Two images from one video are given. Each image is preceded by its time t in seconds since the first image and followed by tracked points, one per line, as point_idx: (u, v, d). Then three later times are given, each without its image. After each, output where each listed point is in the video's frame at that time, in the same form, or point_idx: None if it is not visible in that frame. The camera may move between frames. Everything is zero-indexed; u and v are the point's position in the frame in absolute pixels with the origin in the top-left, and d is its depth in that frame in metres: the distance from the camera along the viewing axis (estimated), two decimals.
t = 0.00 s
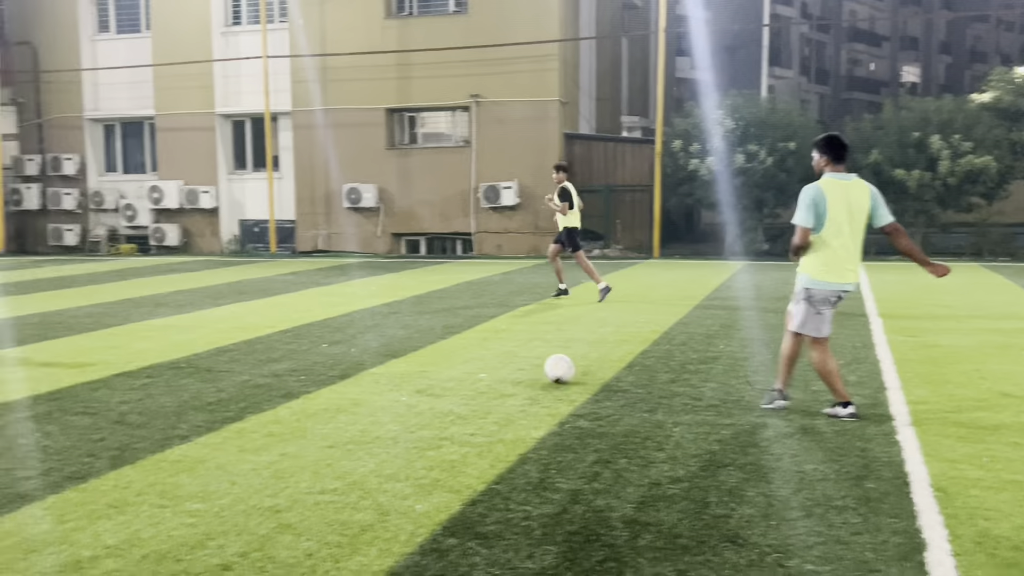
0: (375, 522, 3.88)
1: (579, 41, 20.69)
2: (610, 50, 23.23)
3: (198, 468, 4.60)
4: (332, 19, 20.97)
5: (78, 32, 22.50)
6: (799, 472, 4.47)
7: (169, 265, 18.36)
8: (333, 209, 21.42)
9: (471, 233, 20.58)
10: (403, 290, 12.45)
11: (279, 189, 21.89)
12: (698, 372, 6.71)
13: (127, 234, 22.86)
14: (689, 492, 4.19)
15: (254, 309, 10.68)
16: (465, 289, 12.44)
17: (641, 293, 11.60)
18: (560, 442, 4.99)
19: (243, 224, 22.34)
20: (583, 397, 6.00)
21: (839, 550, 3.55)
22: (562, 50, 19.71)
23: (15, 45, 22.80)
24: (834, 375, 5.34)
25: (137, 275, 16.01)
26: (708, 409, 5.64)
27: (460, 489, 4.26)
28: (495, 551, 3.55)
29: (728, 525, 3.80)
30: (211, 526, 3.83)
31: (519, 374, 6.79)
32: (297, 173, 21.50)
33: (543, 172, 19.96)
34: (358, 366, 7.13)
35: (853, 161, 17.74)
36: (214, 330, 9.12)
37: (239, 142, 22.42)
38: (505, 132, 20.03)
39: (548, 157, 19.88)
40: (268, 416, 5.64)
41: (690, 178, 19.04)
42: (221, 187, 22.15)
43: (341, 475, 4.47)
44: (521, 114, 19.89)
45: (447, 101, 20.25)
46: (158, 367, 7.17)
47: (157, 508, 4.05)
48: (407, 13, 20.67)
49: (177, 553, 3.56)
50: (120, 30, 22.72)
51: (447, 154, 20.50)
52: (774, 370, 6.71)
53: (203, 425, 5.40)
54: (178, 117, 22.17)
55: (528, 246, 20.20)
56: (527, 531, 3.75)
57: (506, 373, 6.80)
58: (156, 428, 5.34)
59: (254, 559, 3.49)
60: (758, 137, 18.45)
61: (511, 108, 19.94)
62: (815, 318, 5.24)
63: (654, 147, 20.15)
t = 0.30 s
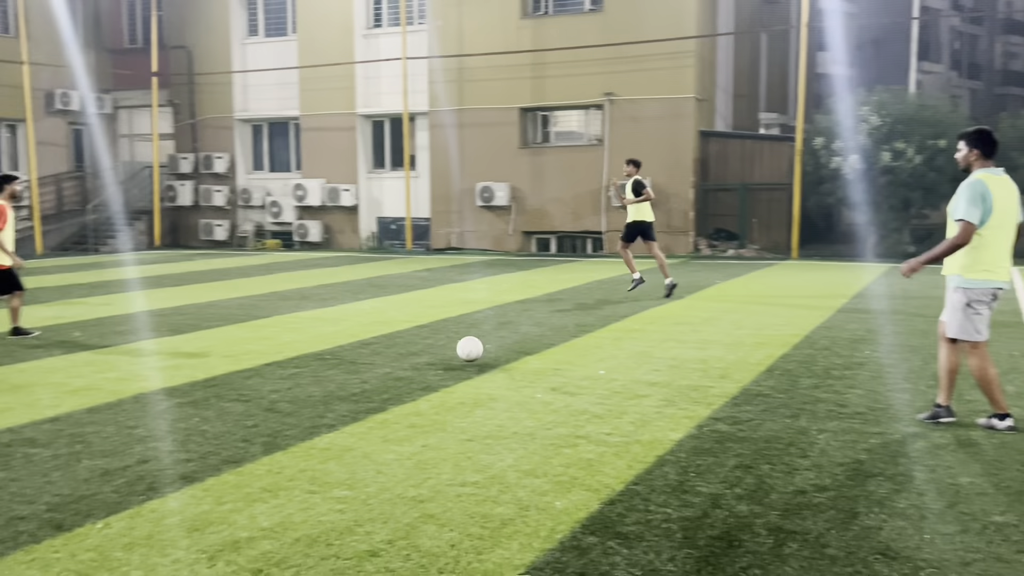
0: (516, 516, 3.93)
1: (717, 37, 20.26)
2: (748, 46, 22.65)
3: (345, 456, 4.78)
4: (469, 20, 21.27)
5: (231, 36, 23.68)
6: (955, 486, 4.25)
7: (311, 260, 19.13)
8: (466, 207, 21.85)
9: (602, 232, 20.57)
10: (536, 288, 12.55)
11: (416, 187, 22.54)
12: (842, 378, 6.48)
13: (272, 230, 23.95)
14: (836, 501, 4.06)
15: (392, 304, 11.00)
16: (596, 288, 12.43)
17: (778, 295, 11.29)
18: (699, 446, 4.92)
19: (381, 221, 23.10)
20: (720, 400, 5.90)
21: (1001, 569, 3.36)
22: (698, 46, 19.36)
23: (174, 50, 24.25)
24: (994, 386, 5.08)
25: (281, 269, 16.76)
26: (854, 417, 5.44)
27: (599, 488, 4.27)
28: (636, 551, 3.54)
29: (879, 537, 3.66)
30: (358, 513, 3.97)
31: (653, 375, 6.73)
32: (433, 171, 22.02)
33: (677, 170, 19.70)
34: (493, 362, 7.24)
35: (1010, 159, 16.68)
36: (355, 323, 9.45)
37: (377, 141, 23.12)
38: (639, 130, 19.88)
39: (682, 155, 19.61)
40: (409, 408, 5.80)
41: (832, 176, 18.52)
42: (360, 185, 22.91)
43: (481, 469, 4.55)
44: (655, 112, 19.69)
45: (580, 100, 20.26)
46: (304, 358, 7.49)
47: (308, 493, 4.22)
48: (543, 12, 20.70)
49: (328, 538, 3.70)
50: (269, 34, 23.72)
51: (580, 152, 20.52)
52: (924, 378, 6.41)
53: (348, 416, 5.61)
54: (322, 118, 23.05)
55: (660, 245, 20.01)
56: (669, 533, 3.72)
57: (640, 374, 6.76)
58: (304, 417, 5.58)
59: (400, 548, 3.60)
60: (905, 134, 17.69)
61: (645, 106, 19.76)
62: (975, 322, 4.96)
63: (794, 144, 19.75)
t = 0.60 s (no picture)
0: (646, 517, 3.90)
1: (858, 30, 19.48)
2: (892, 38, 21.66)
3: (475, 449, 4.86)
4: (599, 17, 21.18)
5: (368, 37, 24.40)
6: None
7: (440, 256, 19.53)
8: (594, 205, 21.80)
9: (732, 231, 20.13)
10: (663, 287, 12.41)
11: (544, 185, 22.70)
12: (994, 388, 6.12)
13: (403, 225, 24.58)
14: (986, 516, 3.84)
15: (519, 300, 11.10)
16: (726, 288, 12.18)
17: (921, 299, 10.76)
18: (837, 453, 4.75)
19: (508, 218, 23.36)
20: (859, 407, 5.68)
21: None
22: (839, 40, 18.66)
23: (313, 50, 25.22)
24: None
25: (410, 264, 17.17)
26: (1006, 429, 5.13)
27: (732, 492, 4.19)
28: (772, 558, 3.45)
29: None
30: (489, 505, 4.02)
31: (788, 378, 6.54)
32: (562, 169, 22.09)
33: (813, 167, 19.07)
34: (621, 361, 7.20)
35: None
36: (484, 318, 9.59)
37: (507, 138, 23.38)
38: (773, 127, 19.36)
39: (819, 152, 18.96)
40: (537, 403, 5.84)
41: (980, 175, 18.00)
42: (489, 182, 23.22)
43: (610, 467, 4.54)
44: (791, 108, 19.13)
45: (713, 96, 19.87)
46: (435, 351, 7.67)
47: (441, 483, 4.31)
48: (676, 8, 20.45)
49: (460, 528, 3.77)
50: (403, 34, 24.29)
51: (711, 149, 20.14)
52: None
53: (478, 408, 5.70)
54: (453, 116, 23.48)
55: (793, 245, 19.41)
56: (805, 541, 3.61)
57: (774, 377, 6.59)
58: (436, 408, 5.70)
59: (531, 542, 3.62)
60: None
61: (781, 102, 19.22)
62: None
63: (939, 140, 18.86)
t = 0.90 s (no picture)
0: (748, 522, 3.81)
1: (981, 21, 18.59)
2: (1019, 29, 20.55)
3: (574, 446, 4.85)
4: (706, 11, 20.83)
5: (473, 34, 24.60)
6: None
7: (539, 253, 19.60)
8: (697, 202, 21.45)
9: (842, 230, 19.51)
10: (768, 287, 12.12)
11: (646, 182, 22.55)
12: None
13: (504, 222, 24.80)
14: None
15: (620, 298, 11.03)
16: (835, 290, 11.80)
17: None
18: (951, 462, 4.55)
19: (609, 215, 23.30)
20: (977, 416, 5.42)
21: None
22: (960, 32, 17.88)
23: (420, 49, 25.59)
24: None
25: (511, 260, 17.27)
26: None
27: (838, 499, 4.05)
28: (880, 570, 3.33)
29: None
30: (587, 504, 4.01)
31: (900, 384, 6.29)
32: (664, 166, 21.84)
33: (930, 165, 18.32)
34: (725, 362, 7.07)
35: None
36: (584, 316, 9.57)
37: (610, 135, 23.34)
38: (887, 124, 18.67)
39: (937, 149, 18.21)
40: (637, 403, 5.79)
41: None
42: (590, 180, 23.21)
43: (712, 470, 4.46)
44: (907, 103, 18.42)
45: (824, 91, 19.31)
46: (535, 348, 7.69)
47: (539, 480, 4.32)
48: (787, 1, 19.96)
49: (558, 525, 3.76)
50: (508, 31, 24.42)
51: (821, 146, 19.57)
52: None
53: (577, 406, 5.68)
54: (556, 113, 23.50)
55: (907, 246, 18.68)
56: (916, 553, 3.46)
57: (885, 382, 6.35)
58: (535, 404, 5.71)
59: (630, 542, 3.59)
60: None
61: (896, 97, 18.53)
62: None
63: None
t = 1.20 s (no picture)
0: (840, 529, 3.70)
1: None
2: None
3: (660, 447, 4.79)
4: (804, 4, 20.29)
5: (565, 31, 24.55)
6: None
7: (628, 250, 19.45)
8: (793, 201, 20.96)
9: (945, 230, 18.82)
10: (866, 288, 11.73)
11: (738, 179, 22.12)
12: None
13: (592, 220, 24.75)
14: None
15: (710, 298, 10.85)
16: (937, 292, 11.34)
17: None
18: None
19: (700, 213, 22.96)
20: None
21: None
22: None
23: (511, 47, 25.67)
24: None
25: (599, 258, 17.18)
26: None
27: (936, 509, 3.89)
28: None
29: None
30: (673, 506, 3.95)
31: (1006, 391, 6.00)
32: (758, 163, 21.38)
33: None
34: (818, 365, 6.87)
35: None
36: (673, 315, 9.45)
37: (703, 132, 23.01)
38: (996, 120, 17.94)
39: None
40: (726, 405, 5.68)
41: None
42: (682, 177, 22.95)
43: (803, 475, 4.35)
44: (1016, 99, 17.68)
45: (927, 86, 18.64)
46: (622, 347, 7.63)
47: (625, 480, 4.28)
48: None
49: (643, 527, 3.72)
50: (600, 28, 24.27)
51: (924, 143, 18.89)
52: None
53: (664, 407, 5.62)
54: (647, 110, 23.27)
55: (1013, 247, 17.98)
56: (1018, 567, 3.31)
57: (989, 389, 6.06)
58: (621, 404, 5.67)
59: (716, 546, 3.53)
60: None
61: (1004, 92, 17.80)
62: None
63: None
